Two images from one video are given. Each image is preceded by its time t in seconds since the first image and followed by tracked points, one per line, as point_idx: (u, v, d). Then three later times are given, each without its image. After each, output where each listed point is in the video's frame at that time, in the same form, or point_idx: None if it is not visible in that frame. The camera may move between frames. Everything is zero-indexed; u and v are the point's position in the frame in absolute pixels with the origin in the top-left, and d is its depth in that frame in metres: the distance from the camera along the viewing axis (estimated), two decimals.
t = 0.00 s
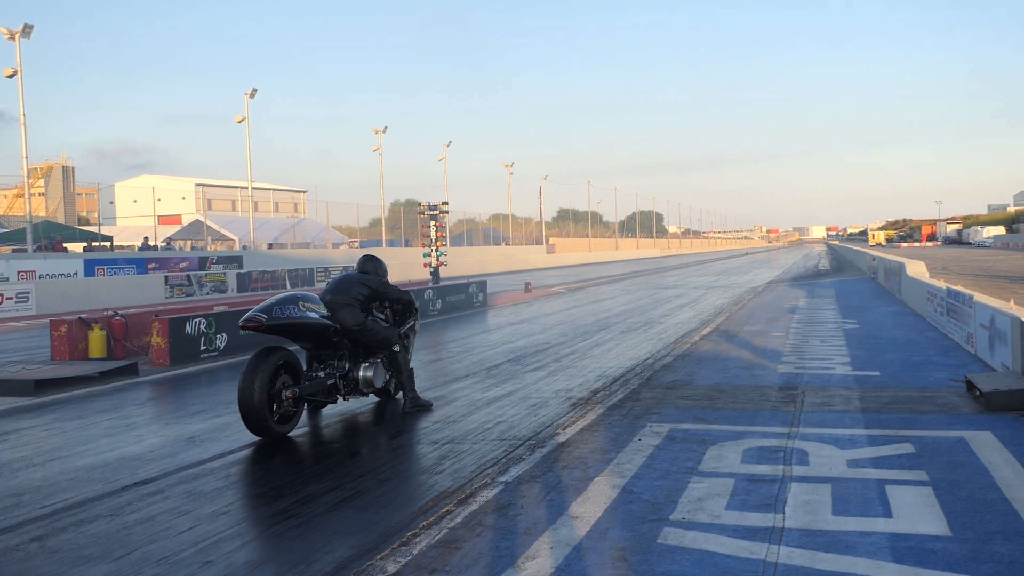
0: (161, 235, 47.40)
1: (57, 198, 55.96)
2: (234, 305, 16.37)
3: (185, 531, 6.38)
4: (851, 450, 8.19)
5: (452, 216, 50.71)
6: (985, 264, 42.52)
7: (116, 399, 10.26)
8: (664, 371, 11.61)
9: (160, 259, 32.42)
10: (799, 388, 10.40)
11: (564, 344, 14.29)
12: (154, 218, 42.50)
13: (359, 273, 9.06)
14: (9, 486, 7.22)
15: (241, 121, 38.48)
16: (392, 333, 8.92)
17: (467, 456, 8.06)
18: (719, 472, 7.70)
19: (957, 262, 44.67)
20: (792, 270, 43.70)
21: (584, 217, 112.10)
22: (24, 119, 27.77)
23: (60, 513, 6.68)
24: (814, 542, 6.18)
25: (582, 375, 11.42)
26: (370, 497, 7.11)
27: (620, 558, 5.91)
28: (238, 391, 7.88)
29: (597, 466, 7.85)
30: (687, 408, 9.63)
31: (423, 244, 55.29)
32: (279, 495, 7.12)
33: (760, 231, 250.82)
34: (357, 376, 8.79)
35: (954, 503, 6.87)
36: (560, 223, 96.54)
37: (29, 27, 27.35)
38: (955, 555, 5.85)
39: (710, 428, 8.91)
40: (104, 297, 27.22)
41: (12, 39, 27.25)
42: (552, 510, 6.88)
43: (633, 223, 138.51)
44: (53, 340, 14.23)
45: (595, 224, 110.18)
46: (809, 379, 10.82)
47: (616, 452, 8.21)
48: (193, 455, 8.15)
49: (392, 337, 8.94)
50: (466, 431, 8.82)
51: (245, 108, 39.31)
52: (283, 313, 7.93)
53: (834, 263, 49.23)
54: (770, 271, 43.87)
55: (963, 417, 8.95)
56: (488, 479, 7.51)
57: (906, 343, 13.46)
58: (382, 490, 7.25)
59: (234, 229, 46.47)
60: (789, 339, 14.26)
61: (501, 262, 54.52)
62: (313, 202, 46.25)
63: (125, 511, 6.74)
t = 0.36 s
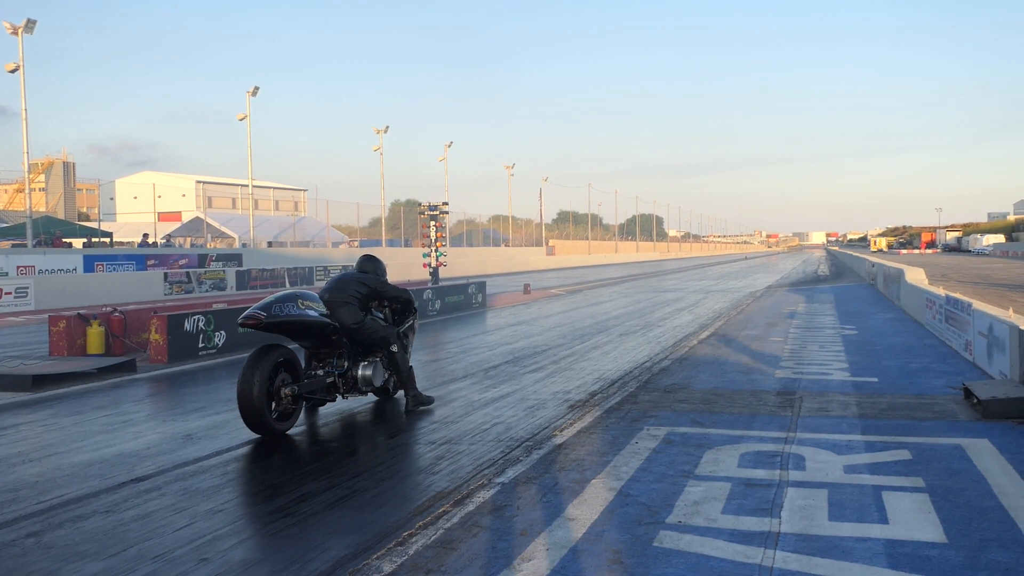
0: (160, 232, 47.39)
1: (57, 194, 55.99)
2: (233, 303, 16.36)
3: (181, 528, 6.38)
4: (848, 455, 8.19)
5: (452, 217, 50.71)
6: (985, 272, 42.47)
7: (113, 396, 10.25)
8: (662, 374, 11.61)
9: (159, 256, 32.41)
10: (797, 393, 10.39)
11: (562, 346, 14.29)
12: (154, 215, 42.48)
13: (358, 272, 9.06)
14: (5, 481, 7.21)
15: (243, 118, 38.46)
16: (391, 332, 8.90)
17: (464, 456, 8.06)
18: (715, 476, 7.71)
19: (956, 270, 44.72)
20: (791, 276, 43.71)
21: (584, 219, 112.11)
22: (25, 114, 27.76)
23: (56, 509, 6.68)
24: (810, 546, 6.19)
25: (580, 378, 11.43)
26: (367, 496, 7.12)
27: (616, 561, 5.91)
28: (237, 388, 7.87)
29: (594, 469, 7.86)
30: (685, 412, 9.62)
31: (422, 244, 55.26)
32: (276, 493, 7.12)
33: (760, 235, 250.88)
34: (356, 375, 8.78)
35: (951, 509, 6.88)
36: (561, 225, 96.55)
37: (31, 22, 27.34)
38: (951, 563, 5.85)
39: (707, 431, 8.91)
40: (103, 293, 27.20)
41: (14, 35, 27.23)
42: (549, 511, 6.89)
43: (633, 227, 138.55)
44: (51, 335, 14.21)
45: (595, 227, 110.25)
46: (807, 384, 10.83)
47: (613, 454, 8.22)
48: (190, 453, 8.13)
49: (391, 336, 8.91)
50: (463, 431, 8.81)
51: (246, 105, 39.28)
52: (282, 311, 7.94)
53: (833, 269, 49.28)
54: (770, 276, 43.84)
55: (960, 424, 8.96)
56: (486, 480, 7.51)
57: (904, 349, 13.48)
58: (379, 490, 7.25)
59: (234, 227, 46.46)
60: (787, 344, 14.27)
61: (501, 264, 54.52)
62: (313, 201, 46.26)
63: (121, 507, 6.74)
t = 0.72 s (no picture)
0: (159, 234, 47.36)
1: (55, 197, 56.00)
2: (233, 304, 16.35)
3: (181, 531, 6.37)
4: (848, 454, 8.19)
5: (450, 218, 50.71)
6: (983, 270, 42.46)
7: (113, 398, 10.25)
8: (662, 374, 11.61)
9: (158, 259, 32.41)
10: (797, 392, 10.39)
11: (561, 346, 14.28)
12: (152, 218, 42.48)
13: (360, 273, 8.78)
14: (5, 484, 7.21)
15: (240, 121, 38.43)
16: (393, 334, 8.69)
17: (464, 457, 8.05)
18: (715, 476, 7.70)
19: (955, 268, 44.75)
20: (789, 274, 43.72)
21: (582, 219, 112.10)
22: (23, 117, 27.74)
23: (56, 512, 6.68)
24: (811, 545, 6.19)
25: (580, 378, 11.43)
26: (367, 498, 7.11)
27: (617, 561, 5.91)
28: (239, 390, 7.78)
29: (594, 469, 7.85)
30: (684, 411, 9.61)
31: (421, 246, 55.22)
32: (276, 495, 7.12)
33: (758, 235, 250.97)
34: (357, 377, 8.65)
35: (951, 507, 6.88)
36: (559, 225, 96.57)
37: (28, 26, 27.34)
38: (951, 560, 5.86)
39: (707, 431, 8.90)
40: (102, 295, 27.20)
41: (11, 38, 27.23)
42: (550, 512, 6.88)
43: (631, 227, 138.59)
44: (51, 338, 14.20)
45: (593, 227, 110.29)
46: (806, 383, 10.83)
47: (613, 454, 8.21)
48: (190, 455, 8.11)
49: (393, 338, 8.68)
50: (463, 432, 8.79)
51: (244, 108, 39.24)
52: (286, 313, 7.74)
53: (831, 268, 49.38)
54: (768, 275, 43.85)
55: (959, 422, 8.95)
56: (486, 480, 7.51)
57: (903, 347, 13.48)
58: (379, 491, 7.25)
59: (232, 229, 46.49)
60: (786, 342, 14.27)
61: (499, 265, 54.55)
62: (312, 203, 46.27)
63: (121, 510, 6.73)
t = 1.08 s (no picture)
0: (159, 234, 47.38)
1: (55, 197, 56.04)
2: (233, 305, 16.34)
3: (182, 531, 6.37)
4: (848, 454, 8.18)
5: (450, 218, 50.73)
6: (984, 271, 42.46)
7: (113, 399, 10.24)
8: (662, 374, 11.61)
9: (158, 259, 32.43)
10: (797, 393, 10.38)
11: (562, 347, 14.28)
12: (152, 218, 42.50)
13: (361, 274, 8.69)
14: (5, 484, 7.20)
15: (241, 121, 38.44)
16: (393, 333, 8.50)
17: (464, 457, 8.02)
18: (715, 476, 7.70)
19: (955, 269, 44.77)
20: (790, 275, 43.74)
21: (583, 219, 112.04)
22: (23, 117, 27.76)
23: (56, 512, 6.67)
24: (811, 545, 6.19)
25: (580, 378, 11.43)
26: (367, 498, 7.10)
27: (617, 560, 5.90)
28: (240, 389, 7.49)
29: (595, 469, 7.84)
30: (684, 412, 9.59)
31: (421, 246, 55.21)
32: (277, 495, 7.11)
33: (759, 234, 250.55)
34: (358, 376, 8.39)
35: (951, 508, 6.88)
36: (560, 226, 96.64)
37: (28, 26, 27.34)
38: (952, 561, 5.85)
39: (707, 431, 8.88)
40: (102, 295, 27.22)
41: (11, 38, 27.22)
42: (550, 512, 6.88)
43: (631, 227, 138.64)
44: (51, 338, 14.20)
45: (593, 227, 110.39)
46: (807, 383, 10.83)
47: (613, 455, 8.19)
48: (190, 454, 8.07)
49: (394, 338, 8.52)
50: (463, 432, 8.76)
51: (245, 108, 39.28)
52: (286, 312, 7.55)
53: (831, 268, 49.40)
54: (769, 275, 43.85)
55: (960, 423, 8.95)
56: (486, 480, 7.49)
57: (903, 348, 13.48)
58: (380, 491, 7.23)
59: (232, 229, 46.53)
60: (786, 343, 14.27)
61: (499, 265, 54.59)
62: (312, 203, 46.30)
63: (121, 510, 6.73)
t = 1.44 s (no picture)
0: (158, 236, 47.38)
1: (55, 200, 56.05)
2: (233, 306, 16.34)
3: (184, 531, 6.39)
4: (849, 450, 8.19)
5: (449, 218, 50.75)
6: (984, 268, 42.44)
7: (114, 400, 10.25)
8: (662, 372, 11.61)
9: (158, 261, 32.47)
10: (797, 389, 10.39)
11: (562, 345, 14.30)
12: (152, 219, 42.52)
13: (361, 273, 8.64)
14: (7, 486, 7.21)
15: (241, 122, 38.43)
16: (395, 332, 8.46)
17: (466, 454, 8.01)
18: (717, 473, 7.71)
19: (954, 266, 44.77)
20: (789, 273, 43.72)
21: (582, 218, 111.93)
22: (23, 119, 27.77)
23: (59, 512, 6.69)
24: (812, 541, 6.20)
25: (580, 376, 11.43)
26: (369, 497, 7.10)
27: (619, 557, 5.92)
28: (243, 389, 7.41)
29: (596, 466, 7.83)
30: (685, 409, 9.59)
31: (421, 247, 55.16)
32: (279, 495, 7.11)
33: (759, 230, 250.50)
34: (360, 376, 8.32)
35: (952, 503, 6.89)
36: (559, 225, 96.69)
37: (28, 29, 27.33)
38: (953, 555, 5.87)
39: (708, 428, 8.88)
40: (103, 297, 27.23)
41: (11, 41, 27.20)
42: (551, 509, 6.90)
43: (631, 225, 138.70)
44: (52, 341, 14.21)
45: (593, 226, 110.45)
46: (807, 380, 10.83)
47: (614, 452, 8.18)
48: (192, 454, 8.05)
49: (395, 337, 8.46)
50: (465, 430, 8.73)
51: (244, 108, 39.25)
52: (288, 312, 7.52)
53: (831, 266, 49.46)
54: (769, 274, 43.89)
55: (961, 419, 8.96)
56: (488, 478, 7.49)
57: (904, 345, 13.49)
58: (382, 490, 7.23)
59: (233, 231, 46.57)
60: (787, 340, 14.29)
61: (498, 264, 54.63)
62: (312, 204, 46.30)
63: (123, 511, 6.75)
